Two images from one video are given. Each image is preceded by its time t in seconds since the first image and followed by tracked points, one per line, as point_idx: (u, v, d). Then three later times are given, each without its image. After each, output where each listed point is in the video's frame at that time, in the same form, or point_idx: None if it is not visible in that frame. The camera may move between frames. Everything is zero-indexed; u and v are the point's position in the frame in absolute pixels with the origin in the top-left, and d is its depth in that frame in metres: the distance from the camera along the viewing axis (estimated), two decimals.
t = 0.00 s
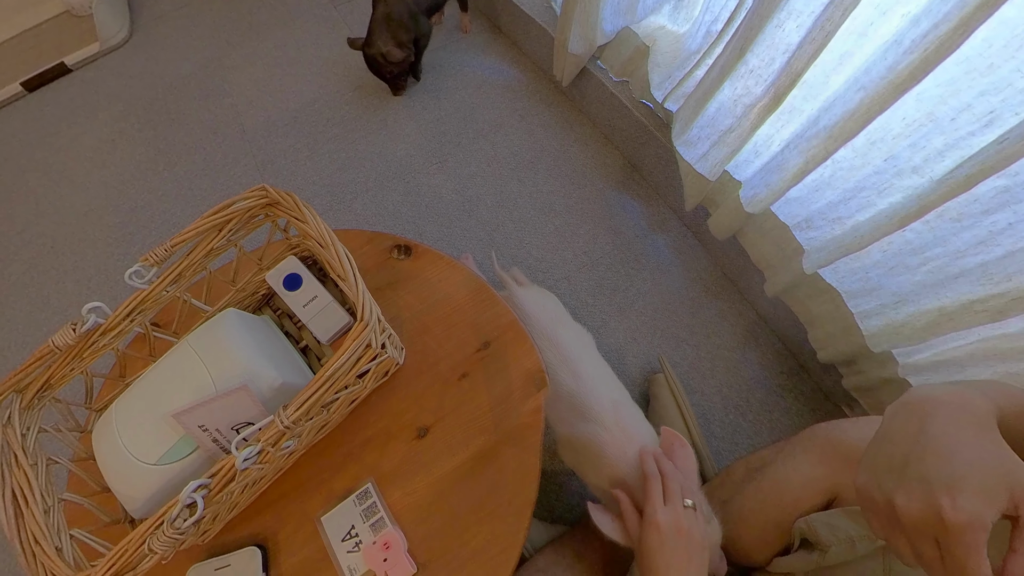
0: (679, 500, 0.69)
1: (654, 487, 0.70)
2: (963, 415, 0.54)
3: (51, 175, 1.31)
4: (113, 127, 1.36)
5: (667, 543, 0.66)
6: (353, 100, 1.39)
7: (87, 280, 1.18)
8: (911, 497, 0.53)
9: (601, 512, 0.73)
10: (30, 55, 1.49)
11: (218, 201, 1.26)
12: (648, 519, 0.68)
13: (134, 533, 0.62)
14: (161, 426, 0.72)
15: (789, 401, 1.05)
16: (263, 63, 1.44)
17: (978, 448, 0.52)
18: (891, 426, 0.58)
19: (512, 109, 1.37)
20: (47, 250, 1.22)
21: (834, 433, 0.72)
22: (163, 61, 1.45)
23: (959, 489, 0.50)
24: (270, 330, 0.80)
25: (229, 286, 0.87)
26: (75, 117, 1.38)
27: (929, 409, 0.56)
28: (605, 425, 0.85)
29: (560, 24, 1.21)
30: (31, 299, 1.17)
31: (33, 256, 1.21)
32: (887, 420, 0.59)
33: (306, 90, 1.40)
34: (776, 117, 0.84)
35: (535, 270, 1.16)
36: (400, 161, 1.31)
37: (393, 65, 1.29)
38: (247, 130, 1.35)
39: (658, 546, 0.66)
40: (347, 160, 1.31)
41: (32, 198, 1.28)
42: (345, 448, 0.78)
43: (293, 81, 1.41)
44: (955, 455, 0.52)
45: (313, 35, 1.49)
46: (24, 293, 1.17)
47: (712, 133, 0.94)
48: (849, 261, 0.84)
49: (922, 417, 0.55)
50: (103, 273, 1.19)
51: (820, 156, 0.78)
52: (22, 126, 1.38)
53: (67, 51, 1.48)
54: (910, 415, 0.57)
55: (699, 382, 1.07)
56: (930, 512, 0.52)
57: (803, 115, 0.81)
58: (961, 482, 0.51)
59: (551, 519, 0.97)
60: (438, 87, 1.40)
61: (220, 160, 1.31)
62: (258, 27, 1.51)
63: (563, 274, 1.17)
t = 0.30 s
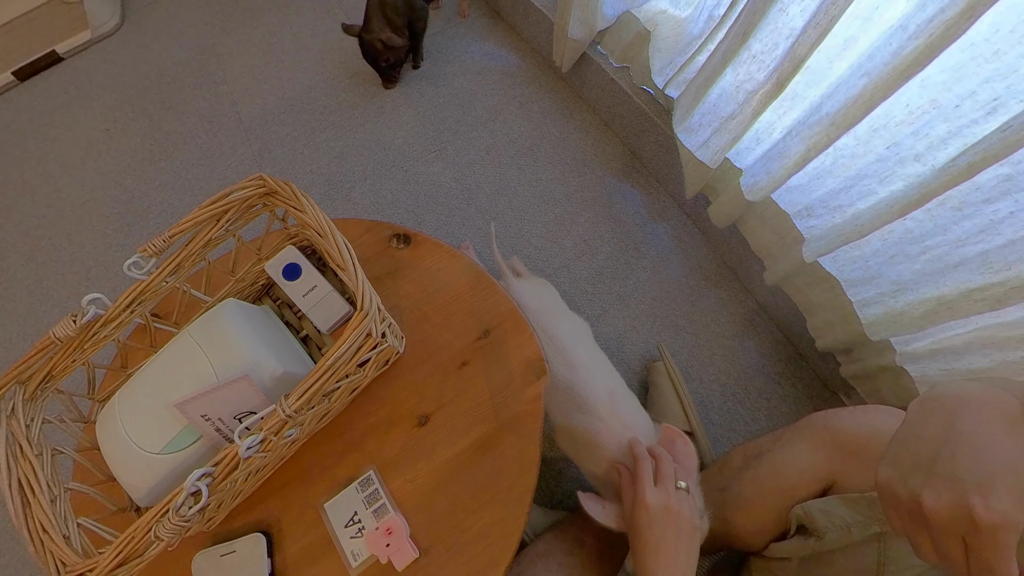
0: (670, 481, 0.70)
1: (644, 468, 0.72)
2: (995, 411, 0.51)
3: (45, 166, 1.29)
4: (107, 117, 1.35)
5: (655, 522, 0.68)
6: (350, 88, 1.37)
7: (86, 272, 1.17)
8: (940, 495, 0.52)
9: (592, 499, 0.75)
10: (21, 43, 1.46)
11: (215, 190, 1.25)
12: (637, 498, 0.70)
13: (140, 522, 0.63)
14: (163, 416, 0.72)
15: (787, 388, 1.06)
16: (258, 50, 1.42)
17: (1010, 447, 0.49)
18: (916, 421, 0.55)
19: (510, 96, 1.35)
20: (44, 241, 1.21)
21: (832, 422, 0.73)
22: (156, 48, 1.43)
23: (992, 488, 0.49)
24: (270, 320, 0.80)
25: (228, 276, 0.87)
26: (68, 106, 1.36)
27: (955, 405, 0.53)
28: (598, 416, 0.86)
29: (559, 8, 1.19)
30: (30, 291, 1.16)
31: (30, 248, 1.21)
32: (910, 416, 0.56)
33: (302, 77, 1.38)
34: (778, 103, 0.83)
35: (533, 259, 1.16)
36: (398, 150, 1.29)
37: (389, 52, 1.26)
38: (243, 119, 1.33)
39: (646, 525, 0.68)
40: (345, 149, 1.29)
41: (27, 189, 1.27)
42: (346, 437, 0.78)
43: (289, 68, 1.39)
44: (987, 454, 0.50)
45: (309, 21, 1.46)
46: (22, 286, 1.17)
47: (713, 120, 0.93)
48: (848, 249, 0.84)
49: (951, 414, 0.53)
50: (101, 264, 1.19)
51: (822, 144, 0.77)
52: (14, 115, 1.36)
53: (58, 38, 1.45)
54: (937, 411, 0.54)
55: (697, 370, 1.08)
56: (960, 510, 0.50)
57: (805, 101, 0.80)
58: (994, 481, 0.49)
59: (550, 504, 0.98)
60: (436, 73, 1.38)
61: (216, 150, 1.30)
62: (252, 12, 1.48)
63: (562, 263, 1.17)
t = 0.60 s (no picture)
0: (656, 463, 0.72)
1: (632, 451, 0.73)
2: None
3: (39, 157, 1.28)
4: (101, 106, 1.32)
5: (640, 502, 0.69)
6: (347, 75, 1.35)
7: (84, 264, 1.17)
8: (971, 509, 0.52)
9: (578, 497, 0.77)
10: (10, 30, 1.43)
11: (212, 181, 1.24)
12: (625, 479, 0.71)
13: (146, 510, 0.64)
14: (166, 406, 0.73)
15: (784, 376, 1.07)
16: (252, 37, 1.39)
17: None
18: (949, 436, 0.56)
19: (510, 82, 1.33)
20: (41, 233, 1.20)
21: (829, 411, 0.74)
22: (149, 35, 1.40)
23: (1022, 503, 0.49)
24: (270, 310, 0.80)
25: (227, 267, 0.87)
26: (60, 95, 1.34)
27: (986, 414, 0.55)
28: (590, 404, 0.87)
29: None
30: (29, 284, 1.16)
31: (27, 240, 1.20)
32: (937, 424, 0.59)
33: (298, 64, 1.36)
34: (780, 90, 0.82)
35: (533, 249, 1.15)
36: (396, 137, 1.28)
37: (387, 38, 1.24)
38: (239, 107, 1.31)
39: (633, 505, 0.69)
40: (343, 138, 1.28)
41: (22, 180, 1.26)
42: (348, 425, 0.79)
43: (285, 54, 1.37)
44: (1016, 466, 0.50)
45: (304, 6, 1.43)
46: (21, 278, 1.16)
47: (714, 108, 0.92)
48: (848, 237, 0.84)
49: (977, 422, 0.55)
50: (99, 256, 1.18)
51: (824, 131, 0.77)
52: (5, 105, 1.34)
53: (49, 26, 1.42)
54: (965, 418, 0.56)
55: (696, 358, 1.08)
56: (991, 525, 0.51)
57: (808, 88, 0.79)
58: None
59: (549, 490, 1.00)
60: (434, 59, 1.36)
61: (212, 139, 1.28)
62: None
63: (562, 251, 1.17)
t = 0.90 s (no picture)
0: (647, 447, 0.72)
1: (625, 434, 0.74)
2: None
3: (32, 147, 1.26)
4: (94, 96, 1.31)
5: (627, 484, 0.70)
6: (344, 61, 1.33)
7: (83, 255, 1.16)
8: (972, 517, 0.54)
9: (595, 487, 0.79)
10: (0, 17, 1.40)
11: (209, 170, 1.23)
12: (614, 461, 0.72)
13: (151, 498, 0.65)
14: (168, 396, 0.73)
15: (783, 363, 1.08)
16: (247, 23, 1.37)
17: None
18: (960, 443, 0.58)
19: (509, 68, 1.31)
20: (39, 224, 1.20)
21: (828, 400, 0.75)
22: (141, 21, 1.38)
23: None
24: (271, 300, 0.80)
25: (226, 257, 0.87)
26: (53, 84, 1.32)
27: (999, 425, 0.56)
28: (594, 397, 0.87)
29: None
30: (28, 276, 1.16)
31: (25, 232, 1.19)
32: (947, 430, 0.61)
33: (294, 51, 1.34)
34: (783, 76, 0.81)
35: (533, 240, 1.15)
36: (394, 125, 1.27)
37: (385, 25, 1.22)
38: (235, 96, 1.29)
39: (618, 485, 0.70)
40: (340, 126, 1.26)
41: (17, 170, 1.24)
42: (350, 413, 0.80)
43: (281, 41, 1.35)
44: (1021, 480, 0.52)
45: None
46: (19, 269, 1.16)
47: (715, 94, 0.91)
48: (849, 226, 0.83)
49: (985, 431, 0.56)
50: (98, 248, 1.18)
51: (826, 118, 0.76)
52: None
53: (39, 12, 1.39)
54: (975, 427, 0.58)
55: (695, 346, 1.09)
56: (991, 535, 0.52)
57: (810, 74, 0.78)
58: None
59: (549, 476, 1.01)
60: (432, 44, 1.34)
61: (209, 129, 1.27)
62: None
63: (561, 240, 1.16)
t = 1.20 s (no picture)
0: (682, 459, 0.73)
1: (658, 446, 0.75)
2: None
3: (26, 137, 1.25)
4: (87, 85, 1.29)
5: (663, 495, 0.71)
6: (340, 47, 1.30)
7: (82, 247, 1.16)
8: (963, 513, 0.57)
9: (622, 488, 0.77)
10: None
11: (206, 160, 1.22)
12: (649, 474, 0.73)
13: (156, 486, 0.66)
14: (171, 386, 0.74)
15: (782, 351, 1.08)
16: (240, 8, 1.34)
17: None
18: (956, 436, 0.60)
19: (507, 53, 1.29)
20: (36, 216, 1.19)
21: (827, 388, 0.76)
22: (133, 7, 1.35)
23: (1016, 517, 0.53)
24: (270, 289, 0.80)
25: (225, 247, 0.87)
26: (46, 73, 1.30)
27: (999, 424, 0.57)
28: (616, 395, 0.84)
29: None
30: (28, 268, 1.15)
31: (22, 224, 1.19)
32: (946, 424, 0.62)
33: (289, 37, 1.31)
34: (786, 61, 0.79)
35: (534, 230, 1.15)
36: (391, 112, 1.25)
37: (379, 14, 1.19)
38: (230, 84, 1.28)
39: (655, 498, 0.72)
40: (337, 114, 1.25)
41: (12, 161, 1.23)
42: (351, 402, 0.80)
43: (275, 27, 1.32)
44: (1016, 481, 0.54)
45: None
46: (18, 262, 1.16)
47: (717, 80, 0.89)
48: (850, 215, 0.83)
49: (983, 430, 0.58)
50: (97, 239, 1.17)
51: (829, 105, 0.75)
52: None
53: None
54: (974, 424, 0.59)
55: (694, 334, 1.09)
56: (983, 531, 0.55)
57: (814, 59, 0.77)
58: (1019, 511, 0.53)
59: (549, 463, 1.02)
60: (429, 30, 1.31)
61: (204, 118, 1.25)
62: None
63: (562, 229, 1.16)
